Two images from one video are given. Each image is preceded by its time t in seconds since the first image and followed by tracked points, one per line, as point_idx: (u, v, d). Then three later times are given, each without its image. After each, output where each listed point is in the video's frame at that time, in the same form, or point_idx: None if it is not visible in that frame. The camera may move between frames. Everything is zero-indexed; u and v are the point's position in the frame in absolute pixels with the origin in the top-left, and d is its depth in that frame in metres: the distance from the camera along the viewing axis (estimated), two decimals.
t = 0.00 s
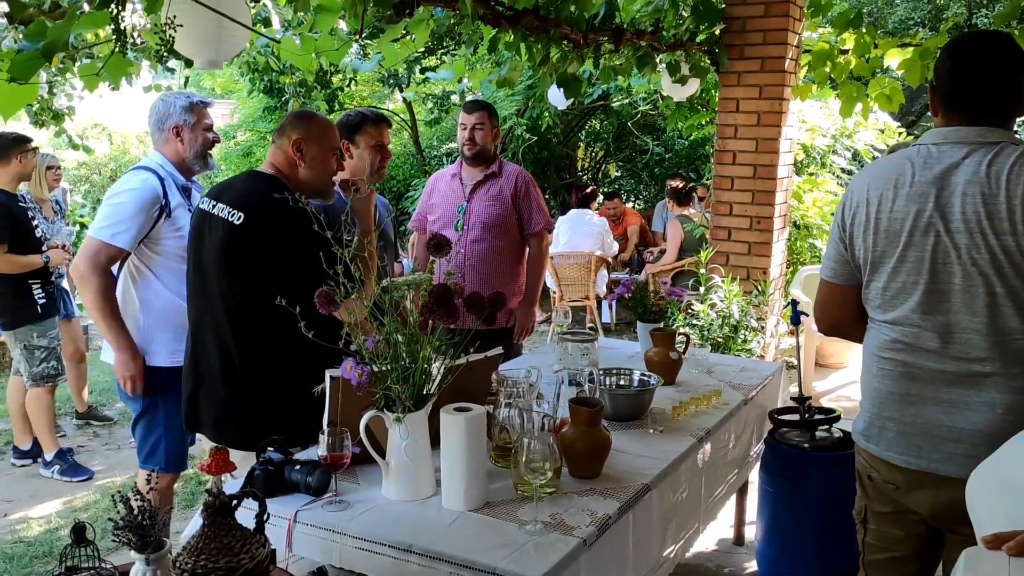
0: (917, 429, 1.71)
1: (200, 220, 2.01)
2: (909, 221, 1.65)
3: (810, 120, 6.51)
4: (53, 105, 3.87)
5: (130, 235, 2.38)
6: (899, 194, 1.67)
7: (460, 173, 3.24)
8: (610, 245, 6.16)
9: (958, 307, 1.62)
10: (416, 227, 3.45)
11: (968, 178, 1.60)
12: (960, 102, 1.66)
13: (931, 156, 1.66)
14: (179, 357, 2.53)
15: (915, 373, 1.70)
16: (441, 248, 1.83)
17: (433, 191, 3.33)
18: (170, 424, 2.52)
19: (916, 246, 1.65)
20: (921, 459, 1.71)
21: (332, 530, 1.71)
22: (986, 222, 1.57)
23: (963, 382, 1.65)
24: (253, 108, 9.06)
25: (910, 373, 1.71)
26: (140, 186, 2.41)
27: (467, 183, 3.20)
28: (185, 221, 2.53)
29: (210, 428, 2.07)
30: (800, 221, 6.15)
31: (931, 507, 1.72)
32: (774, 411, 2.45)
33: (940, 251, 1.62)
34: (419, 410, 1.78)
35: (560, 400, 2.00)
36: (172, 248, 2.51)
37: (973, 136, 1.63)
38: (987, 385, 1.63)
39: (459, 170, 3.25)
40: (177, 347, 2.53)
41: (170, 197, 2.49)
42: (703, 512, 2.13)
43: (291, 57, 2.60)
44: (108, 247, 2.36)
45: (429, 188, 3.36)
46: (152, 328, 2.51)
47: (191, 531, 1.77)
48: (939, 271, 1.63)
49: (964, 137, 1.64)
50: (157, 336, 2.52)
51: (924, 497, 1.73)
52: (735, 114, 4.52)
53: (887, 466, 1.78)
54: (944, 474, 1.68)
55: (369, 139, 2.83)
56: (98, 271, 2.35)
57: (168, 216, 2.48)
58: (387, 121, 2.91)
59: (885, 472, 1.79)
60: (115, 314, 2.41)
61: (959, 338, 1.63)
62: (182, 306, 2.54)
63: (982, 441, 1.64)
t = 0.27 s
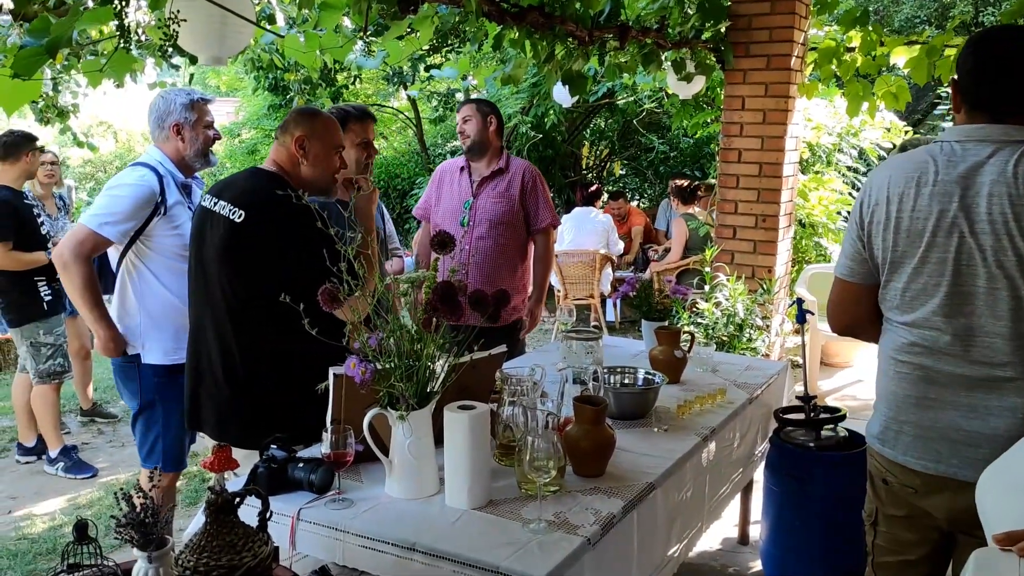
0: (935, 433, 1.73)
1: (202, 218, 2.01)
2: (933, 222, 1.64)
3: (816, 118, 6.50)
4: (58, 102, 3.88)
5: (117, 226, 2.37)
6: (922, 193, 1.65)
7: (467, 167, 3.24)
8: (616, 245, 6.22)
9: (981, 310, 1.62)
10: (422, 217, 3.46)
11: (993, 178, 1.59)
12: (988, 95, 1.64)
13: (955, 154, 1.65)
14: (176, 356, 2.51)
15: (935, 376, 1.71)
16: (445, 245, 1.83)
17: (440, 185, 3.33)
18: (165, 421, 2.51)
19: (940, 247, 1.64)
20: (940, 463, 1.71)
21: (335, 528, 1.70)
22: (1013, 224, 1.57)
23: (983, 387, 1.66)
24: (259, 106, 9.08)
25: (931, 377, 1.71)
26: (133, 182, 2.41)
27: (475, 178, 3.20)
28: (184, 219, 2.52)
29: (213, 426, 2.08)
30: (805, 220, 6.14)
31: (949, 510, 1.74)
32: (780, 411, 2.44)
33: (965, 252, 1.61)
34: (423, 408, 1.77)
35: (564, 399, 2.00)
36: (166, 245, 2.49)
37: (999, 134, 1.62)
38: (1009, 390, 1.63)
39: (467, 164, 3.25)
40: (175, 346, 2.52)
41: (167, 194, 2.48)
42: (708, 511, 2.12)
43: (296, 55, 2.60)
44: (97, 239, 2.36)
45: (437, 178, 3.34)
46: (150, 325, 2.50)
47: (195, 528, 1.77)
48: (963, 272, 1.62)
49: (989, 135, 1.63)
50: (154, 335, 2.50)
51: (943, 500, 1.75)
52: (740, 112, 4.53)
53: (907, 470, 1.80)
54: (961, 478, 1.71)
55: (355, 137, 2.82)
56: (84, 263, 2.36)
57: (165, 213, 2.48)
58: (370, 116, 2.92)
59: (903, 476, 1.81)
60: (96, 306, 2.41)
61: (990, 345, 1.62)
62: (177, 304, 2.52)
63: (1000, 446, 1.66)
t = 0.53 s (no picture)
0: (951, 437, 1.68)
1: (205, 214, 2.01)
2: (946, 218, 1.62)
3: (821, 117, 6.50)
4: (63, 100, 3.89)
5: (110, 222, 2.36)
6: (937, 188, 1.63)
7: (471, 165, 3.24)
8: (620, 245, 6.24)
9: (994, 311, 1.60)
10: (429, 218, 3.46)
11: (1010, 175, 1.57)
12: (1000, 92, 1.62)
13: (969, 150, 1.63)
14: (176, 354, 2.51)
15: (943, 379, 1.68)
16: (449, 242, 1.82)
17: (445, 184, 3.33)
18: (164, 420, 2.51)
19: (953, 245, 1.62)
20: (954, 468, 1.69)
21: (338, 526, 1.69)
22: None
23: (994, 389, 1.63)
24: (264, 104, 9.11)
25: (943, 381, 1.68)
26: (128, 182, 2.40)
27: (479, 176, 3.19)
28: (180, 217, 2.52)
29: (214, 423, 2.07)
30: (810, 219, 6.14)
31: (961, 514, 1.69)
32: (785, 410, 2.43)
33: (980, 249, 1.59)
34: (426, 406, 1.76)
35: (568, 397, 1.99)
36: (163, 245, 2.48)
37: (1014, 131, 1.60)
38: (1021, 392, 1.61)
39: (471, 163, 3.25)
40: (176, 344, 2.51)
41: (163, 192, 2.47)
42: (712, 510, 2.11)
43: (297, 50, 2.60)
44: (91, 239, 2.35)
45: (441, 181, 3.36)
46: (149, 324, 2.49)
47: (196, 526, 1.76)
48: (977, 271, 1.60)
49: (1003, 131, 1.61)
50: (153, 333, 2.49)
51: (955, 503, 1.70)
52: (746, 110, 4.56)
53: (920, 476, 1.75)
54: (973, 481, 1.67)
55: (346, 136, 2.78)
56: (78, 260, 2.35)
57: (162, 212, 2.47)
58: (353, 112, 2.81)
59: (914, 479, 1.76)
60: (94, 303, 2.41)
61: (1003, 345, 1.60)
62: (175, 302, 2.50)
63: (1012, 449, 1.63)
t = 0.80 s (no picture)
0: (932, 431, 1.67)
1: (212, 207, 2.00)
2: (924, 214, 1.61)
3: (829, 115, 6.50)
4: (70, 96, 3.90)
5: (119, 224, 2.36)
6: (916, 183, 1.62)
7: (479, 164, 3.23)
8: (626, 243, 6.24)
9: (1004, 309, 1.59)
10: (438, 217, 3.46)
11: (986, 171, 1.56)
12: (976, 83, 1.62)
13: (946, 146, 1.62)
14: (179, 349, 2.49)
15: (930, 372, 1.67)
16: (455, 237, 1.81)
17: (453, 182, 3.33)
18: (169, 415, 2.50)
19: (930, 241, 1.61)
20: (934, 460, 1.68)
21: (343, 523, 1.68)
22: (1006, 217, 1.54)
23: (976, 383, 1.62)
24: (271, 101, 9.13)
25: (925, 373, 1.67)
26: (134, 176, 2.39)
27: (488, 175, 3.19)
28: (185, 212, 2.51)
29: (218, 417, 2.06)
30: (817, 217, 6.13)
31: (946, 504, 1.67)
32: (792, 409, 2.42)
33: (956, 245, 1.59)
34: (432, 403, 1.74)
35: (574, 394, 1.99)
36: (168, 240, 2.48)
37: (991, 126, 1.59)
38: (1001, 386, 1.60)
39: (479, 161, 3.24)
40: (178, 340, 2.49)
41: (168, 185, 2.47)
42: (719, 509, 2.10)
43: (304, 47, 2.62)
44: (106, 242, 2.37)
45: (449, 180, 3.36)
46: (153, 319, 2.48)
47: (201, 522, 1.75)
48: (954, 267, 1.59)
49: (981, 126, 1.60)
50: (157, 328, 2.48)
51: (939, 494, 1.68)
52: (754, 107, 4.56)
53: (899, 466, 1.74)
54: (954, 473, 1.66)
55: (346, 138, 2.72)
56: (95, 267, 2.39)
57: (166, 207, 2.47)
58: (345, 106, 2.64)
59: (894, 470, 1.75)
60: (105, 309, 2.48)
61: (981, 341, 1.59)
62: (180, 297, 2.50)
63: (995, 442, 1.61)
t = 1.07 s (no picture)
0: (892, 422, 1.69)
1: (224, 199, 1.99)
2: (885, 208, 1.63)
3: (836, 114, 6.49)
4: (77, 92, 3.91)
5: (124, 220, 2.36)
6: (879, 178, 1.64)
7: (490, 162, 3.22)
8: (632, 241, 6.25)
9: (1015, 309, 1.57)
10: (446, 214, 3.46)
11: (946, 165, 1.57)
12: (935, 76, 1.67)
13: (912, 141, 1.63)
14: (182, 344, 2.50)
15: (910, 368, 1.65)
16: (462, 233, 1.81)
17: (463, 180, 3.32)
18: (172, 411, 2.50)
19: (891, 235, 1.63)
20: (891, 448, 1.70)
21: (349, 520, 1.67)
22: (961, 212, 1.54)
23: (937, 376, 1.61)
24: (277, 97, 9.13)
25: (886, 358, 1.68)
26: (139, 171, 2.38)
27: (500, 173, 3.18)
28: (190, 207, 2.52)
29: (223, 409, 2.06)
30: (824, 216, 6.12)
31: (928, 492, 1.68)
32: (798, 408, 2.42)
33: (915, 240, 1.59)
34: (438, 400, 1.74)
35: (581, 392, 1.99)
36: (174, 235, 2.48)
37: (954, 122, 1.61)
38: (983, 382, 1.58)
39: (490, 159, 3.23)
40: (181, 335, 2.50)
41: (173, 179, 2.47)
42: (725, 508, 2.09)
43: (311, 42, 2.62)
44: (119, 242, 2.37)
45: (461, 176, 3.35)
46: (158, 315, 2.48)
47: (207, 518, 1.75)
48: (913, 260, 1.60)
49: (944, 122, 1.62)
50: (161, 323, 2.48)
51: (914, 484, 1.69)
52: (761, 105, 4.56)
53: (862, 454, 1.78)
54: (913, 464, 1.67)
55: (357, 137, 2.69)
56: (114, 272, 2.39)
57: (173, 202, 2.47)
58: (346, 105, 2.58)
59: (857, 457, 1.80)
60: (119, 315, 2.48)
61: (933, 332, 1.60)
62: (184, 292, 2.50)
63: (953, 434, 1.61)
